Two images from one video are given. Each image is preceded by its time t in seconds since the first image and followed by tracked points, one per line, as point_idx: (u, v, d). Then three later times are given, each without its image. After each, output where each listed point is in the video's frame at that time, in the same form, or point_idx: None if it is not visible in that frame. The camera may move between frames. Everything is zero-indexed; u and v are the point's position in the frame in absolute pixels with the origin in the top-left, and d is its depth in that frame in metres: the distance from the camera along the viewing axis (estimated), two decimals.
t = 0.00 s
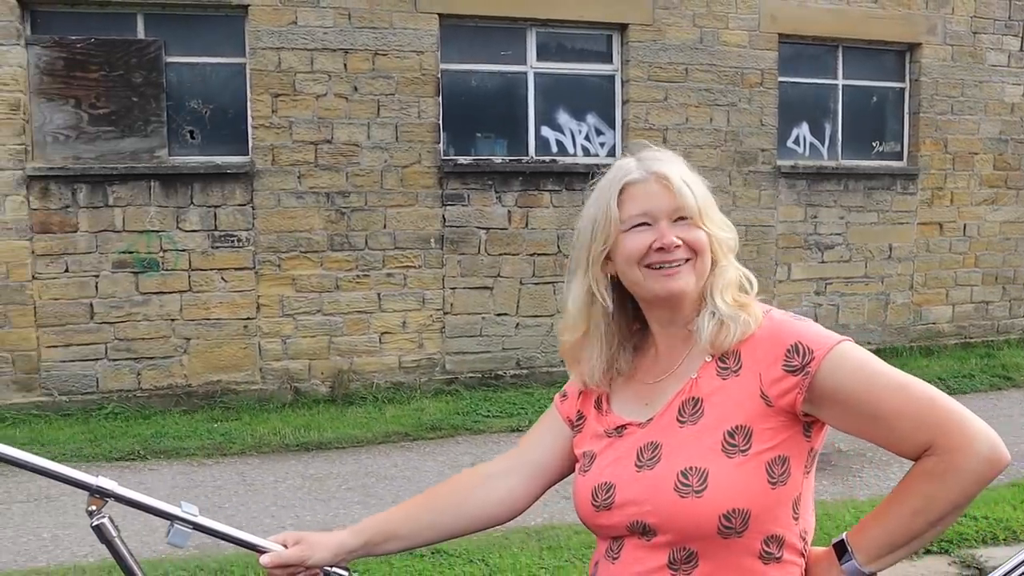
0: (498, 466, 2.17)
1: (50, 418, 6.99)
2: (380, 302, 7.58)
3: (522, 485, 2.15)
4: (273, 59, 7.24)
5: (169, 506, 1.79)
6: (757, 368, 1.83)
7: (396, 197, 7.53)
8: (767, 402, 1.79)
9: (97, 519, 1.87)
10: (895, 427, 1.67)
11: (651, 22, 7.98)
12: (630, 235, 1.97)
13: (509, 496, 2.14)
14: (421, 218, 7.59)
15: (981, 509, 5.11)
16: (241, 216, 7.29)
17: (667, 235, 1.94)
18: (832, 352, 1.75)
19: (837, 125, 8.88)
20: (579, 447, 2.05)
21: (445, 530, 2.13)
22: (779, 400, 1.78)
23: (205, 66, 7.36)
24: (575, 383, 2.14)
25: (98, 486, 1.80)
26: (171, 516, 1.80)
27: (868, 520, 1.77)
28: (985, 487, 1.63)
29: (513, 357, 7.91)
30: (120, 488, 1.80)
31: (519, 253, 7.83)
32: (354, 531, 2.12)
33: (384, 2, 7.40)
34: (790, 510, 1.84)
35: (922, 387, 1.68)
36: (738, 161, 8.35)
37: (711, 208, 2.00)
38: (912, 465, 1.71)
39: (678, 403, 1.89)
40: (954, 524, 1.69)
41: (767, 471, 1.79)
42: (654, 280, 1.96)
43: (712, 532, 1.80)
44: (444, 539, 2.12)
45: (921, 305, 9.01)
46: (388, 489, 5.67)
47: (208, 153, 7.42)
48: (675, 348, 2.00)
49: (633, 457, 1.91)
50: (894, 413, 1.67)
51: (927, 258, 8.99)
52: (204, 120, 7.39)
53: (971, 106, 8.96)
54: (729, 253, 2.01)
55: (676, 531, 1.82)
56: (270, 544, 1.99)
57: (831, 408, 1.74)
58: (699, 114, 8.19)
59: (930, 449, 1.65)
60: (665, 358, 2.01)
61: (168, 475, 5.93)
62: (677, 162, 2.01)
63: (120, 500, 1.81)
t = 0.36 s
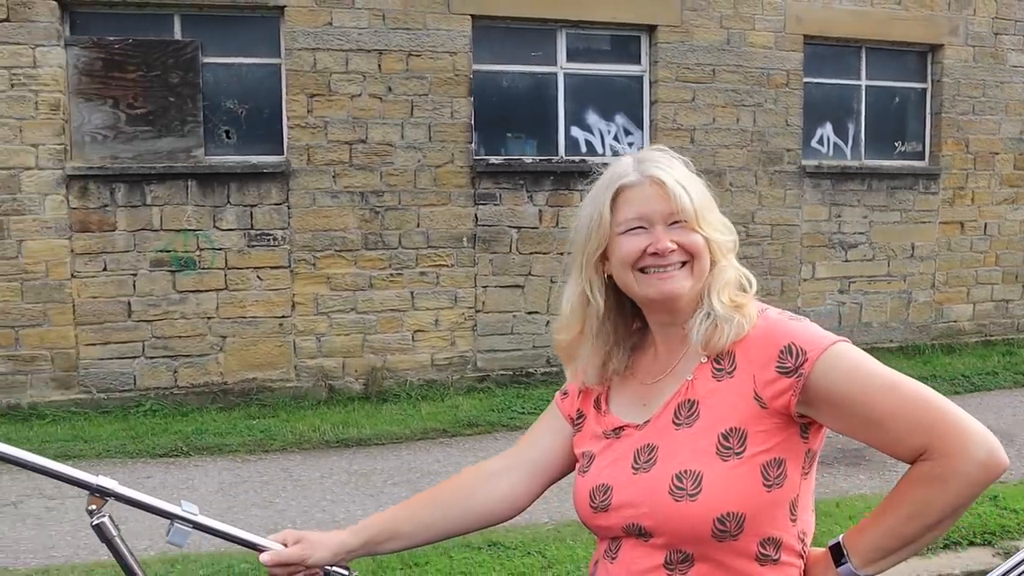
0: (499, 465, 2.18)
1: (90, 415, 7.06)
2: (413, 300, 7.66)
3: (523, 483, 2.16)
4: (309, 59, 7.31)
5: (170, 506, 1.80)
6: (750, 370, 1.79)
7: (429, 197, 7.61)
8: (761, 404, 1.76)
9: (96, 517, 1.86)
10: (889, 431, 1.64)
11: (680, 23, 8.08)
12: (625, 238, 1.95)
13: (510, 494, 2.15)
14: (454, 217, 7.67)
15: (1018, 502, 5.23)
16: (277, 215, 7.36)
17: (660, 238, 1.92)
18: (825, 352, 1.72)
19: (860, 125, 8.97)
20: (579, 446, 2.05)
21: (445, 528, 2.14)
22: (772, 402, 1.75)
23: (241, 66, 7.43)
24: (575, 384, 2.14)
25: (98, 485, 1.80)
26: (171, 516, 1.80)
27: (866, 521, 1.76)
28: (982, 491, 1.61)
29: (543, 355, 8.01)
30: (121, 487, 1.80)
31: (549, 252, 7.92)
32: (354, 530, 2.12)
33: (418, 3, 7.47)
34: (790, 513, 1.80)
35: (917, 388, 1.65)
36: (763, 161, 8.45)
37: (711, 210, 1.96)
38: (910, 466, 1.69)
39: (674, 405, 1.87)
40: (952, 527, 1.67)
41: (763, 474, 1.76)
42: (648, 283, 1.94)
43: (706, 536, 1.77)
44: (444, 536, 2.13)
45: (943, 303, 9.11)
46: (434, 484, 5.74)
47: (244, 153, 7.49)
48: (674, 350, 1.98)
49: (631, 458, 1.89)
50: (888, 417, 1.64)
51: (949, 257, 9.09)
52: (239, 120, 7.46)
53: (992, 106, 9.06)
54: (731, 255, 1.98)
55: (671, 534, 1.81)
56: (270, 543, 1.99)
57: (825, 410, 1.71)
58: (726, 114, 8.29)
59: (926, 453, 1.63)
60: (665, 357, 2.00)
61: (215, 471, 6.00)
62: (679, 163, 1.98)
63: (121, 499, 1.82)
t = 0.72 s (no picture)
0: (498, 461, 2.13)
1: (128, 413, 7.13)
2: (445, 299, 7.73)
3: (522, 479, 2.11)
4: (343, 60, 7.38)
5: (170, 505, 1.76)
6: (744, 372, 1.73)
7: (462, 196, 7.69)
8: (754, 405, 1.71)
9: (96, 517, 1.83)
10: (882, 435, 1.60)
11: (707, 25, 8.17)
12: (625, 240, 1.90)
13: (508, 491, 2.10)
14: (486, 217, 7.75)
15: None
16: (312, 214, 7.42)
17: (659, 241, 1.87)
18: (820, 354, 1.66)
19: (883, 125, 9.07)
20: (576, 443, 2.01)
21: (443, 527, 2.09)
22: (766, 403, 1.70)
23: (276, 67, 7.49)
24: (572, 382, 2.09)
25: (96, 484, 1.76)
26: (171, 515, 1.76)
27: (860, 526, 1.71)
28: (975, 500, 1.56)
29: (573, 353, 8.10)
30: (121, 486, 1.76)
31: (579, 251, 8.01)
32: (353, 529, 2.06)
33: (451, 5, 7.55)
34: (784, 516, 1.76)
35: (912, 391, 1.60)
36: (789, 161, 8.55)
37: (714, 212, 1.90)
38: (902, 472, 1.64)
39: (669, 406, 1.82)
40: (946, 534, 1.62)
41: (756, 477, 1.72)
42: (646, 286, 1.89)
43: (696, 539, 1.74)
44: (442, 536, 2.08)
45: (964, 302, 9.22)
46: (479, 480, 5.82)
47: (279, 153, 7.56)
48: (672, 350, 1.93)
49: (624, 458, 1.85)
50: (881, 421, 1.59)
51: (971, 256, 9.19)
52: (274, 120, 7.53)
53: (1012, 107, 9.16)
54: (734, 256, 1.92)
55: (662, 535, 1.78)
56: (270, 543, 1.93)
57: (819, 413, 1.66)
58: (753, 115, 8.39)
59: (919, 460, 1.58)
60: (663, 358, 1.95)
61: (261, 466, 6.08)
62: (682, 164, 1.92)
63: (119, 499, 1.78)
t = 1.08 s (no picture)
0: (498, 462, 2.19)
1: (166, 410, 7.19)
2: (477, 297, 7.80)
3: (521, 479, 2.17)
4: (378, 61, 7.45)
5: (169, 506, 1.81)
6: (744, 375, 1.78)
7: (494, 196, 7.76)
8: (754, 409, 1.76)
9: (96, 518, 1.88)
10: (882, 440, 1.64)
11: (735, 26, 8.27)
12: (622, 241, 1.95)
13: (508, 491, 2.15)
14: (517, 216, 7.83)
15: None
16: (347, 213, 7.48)
17: (655, 242, 1.92)
18: (821, 359, 1.71)
19: (905, 126, 9.16)
20: (575, 444, 2.07)
21: (442, 527, 2.15)
22: (765, 408, 1.74)
23: (311, 67, 7.55)
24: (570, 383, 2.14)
25: (97, 485, 1.81)
26: (171, 516, 1.81)
27: (859, 528, 1.76)
28: (974, 505, 1.60)
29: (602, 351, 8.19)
30: (120, 487, 1.81)
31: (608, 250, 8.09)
32: (353, 530, 2.12)
33: (484, 6, 7.62)
34: (780, 518, 1.82)
35: (911, 397, 1.64)
36: (814, 161, 8.65)
37: (711, 213, 1.95)
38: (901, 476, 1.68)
39: (668, 408, 1.87)
40: (944, 538, 1.67)
41: (753, 481, 1.77)
42: (642, 287, 1.94)
43: (694, 541, 1.79)
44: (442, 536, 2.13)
45: (985, 301, 9.33)
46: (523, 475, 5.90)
47: (313, 153, 7.61)
48: (670, 351, 1.99)
49: (625, 459, 1.91)
50: (880, 426, 1.63)
51: (992, 255, 9.29)
52: (308, 121, 7.59)
53: None
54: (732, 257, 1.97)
55: (661, 536, 1.83)
56: (269, 543, 1.99)
57: (819, 417, 1.71)
58: (779, 116, 8.48)
59: (918, 465, 1.62)
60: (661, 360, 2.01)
61: (305, 462, 6.15)
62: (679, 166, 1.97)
63: (120, 500, 1.83)
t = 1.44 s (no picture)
0: (499, 464, 2.17)
1: (203, 408, 7.25)
2: (508, 296, 7.89)
3: (521, 483, 2.15)
4: (412, 62, 7.53)
5: (169, 507, 1.81)
6: (750, 384, 1.77)
7: (525, 195, 7.85)
8: (757, 418, 1.75)
9: (97, 519, 1.89)
10: (888, 449, 1.63)
11: (761, 28, 8.35)
12: (613, 225, 1.97)
13: (508, 493, 2.14)
14: (548, 216, 7.92)
15: None
16: (381, 213, 7.56)
17: (643, 237, 1.91)
18: (827, 369, 1.70)
19: (927, 126, 9.26)
20: (576, 447, 2.06)
21: (442, 529, 2.13)
22: (770, 417, 1.74)
23: (345, 68, 7.62)
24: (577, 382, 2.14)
25: (97, 486, 1.81)
26: (171, 516, 1.82)
27: (860, 535, 1.75)
28: (979, 514, 1.60)
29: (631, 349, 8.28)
30: (119, 488, 1.81)
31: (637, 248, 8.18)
32: (353, 531, 2.11)
33: (517, 7, 7.71)
34: (780, 525, 1.82)
35: (918, 407, 1.64)
36: (838, 161, 8.75)
37: (712, 218, 1.88)
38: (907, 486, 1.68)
39: (670, 412, 1.86)
40: (947, 546, 1.66)
41: (755, 488, 1.77)
42: (618, 271, 1.95)
43: (696, 547, 1.79)
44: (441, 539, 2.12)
45: (1006, 300, 9.43)
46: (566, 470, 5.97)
47: (347, 152, 7.68)
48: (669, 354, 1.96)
49: (624, 463, 1.90)
50: (886, 435, 1.63)
51: (1012, 255, 9.40)
52: (343, 120, 7.65)
53: None
54: (737, 272, 1.86)
55: (660, 542, 1.82)
56: (270, 544, 1.99)
57: (825, 426, 1.70)
58: (804, 117, 8.58)
59: (924, 474, 1.62)
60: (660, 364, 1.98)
61: (348, 458, 6.23)
62: (698, 164, 1.92)
63: (121, 501, 1.83)
